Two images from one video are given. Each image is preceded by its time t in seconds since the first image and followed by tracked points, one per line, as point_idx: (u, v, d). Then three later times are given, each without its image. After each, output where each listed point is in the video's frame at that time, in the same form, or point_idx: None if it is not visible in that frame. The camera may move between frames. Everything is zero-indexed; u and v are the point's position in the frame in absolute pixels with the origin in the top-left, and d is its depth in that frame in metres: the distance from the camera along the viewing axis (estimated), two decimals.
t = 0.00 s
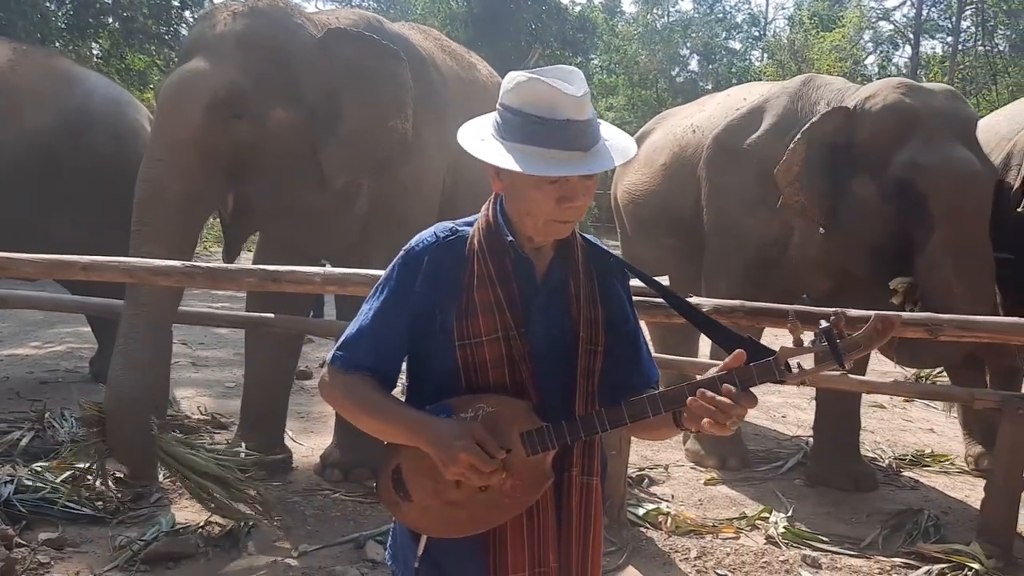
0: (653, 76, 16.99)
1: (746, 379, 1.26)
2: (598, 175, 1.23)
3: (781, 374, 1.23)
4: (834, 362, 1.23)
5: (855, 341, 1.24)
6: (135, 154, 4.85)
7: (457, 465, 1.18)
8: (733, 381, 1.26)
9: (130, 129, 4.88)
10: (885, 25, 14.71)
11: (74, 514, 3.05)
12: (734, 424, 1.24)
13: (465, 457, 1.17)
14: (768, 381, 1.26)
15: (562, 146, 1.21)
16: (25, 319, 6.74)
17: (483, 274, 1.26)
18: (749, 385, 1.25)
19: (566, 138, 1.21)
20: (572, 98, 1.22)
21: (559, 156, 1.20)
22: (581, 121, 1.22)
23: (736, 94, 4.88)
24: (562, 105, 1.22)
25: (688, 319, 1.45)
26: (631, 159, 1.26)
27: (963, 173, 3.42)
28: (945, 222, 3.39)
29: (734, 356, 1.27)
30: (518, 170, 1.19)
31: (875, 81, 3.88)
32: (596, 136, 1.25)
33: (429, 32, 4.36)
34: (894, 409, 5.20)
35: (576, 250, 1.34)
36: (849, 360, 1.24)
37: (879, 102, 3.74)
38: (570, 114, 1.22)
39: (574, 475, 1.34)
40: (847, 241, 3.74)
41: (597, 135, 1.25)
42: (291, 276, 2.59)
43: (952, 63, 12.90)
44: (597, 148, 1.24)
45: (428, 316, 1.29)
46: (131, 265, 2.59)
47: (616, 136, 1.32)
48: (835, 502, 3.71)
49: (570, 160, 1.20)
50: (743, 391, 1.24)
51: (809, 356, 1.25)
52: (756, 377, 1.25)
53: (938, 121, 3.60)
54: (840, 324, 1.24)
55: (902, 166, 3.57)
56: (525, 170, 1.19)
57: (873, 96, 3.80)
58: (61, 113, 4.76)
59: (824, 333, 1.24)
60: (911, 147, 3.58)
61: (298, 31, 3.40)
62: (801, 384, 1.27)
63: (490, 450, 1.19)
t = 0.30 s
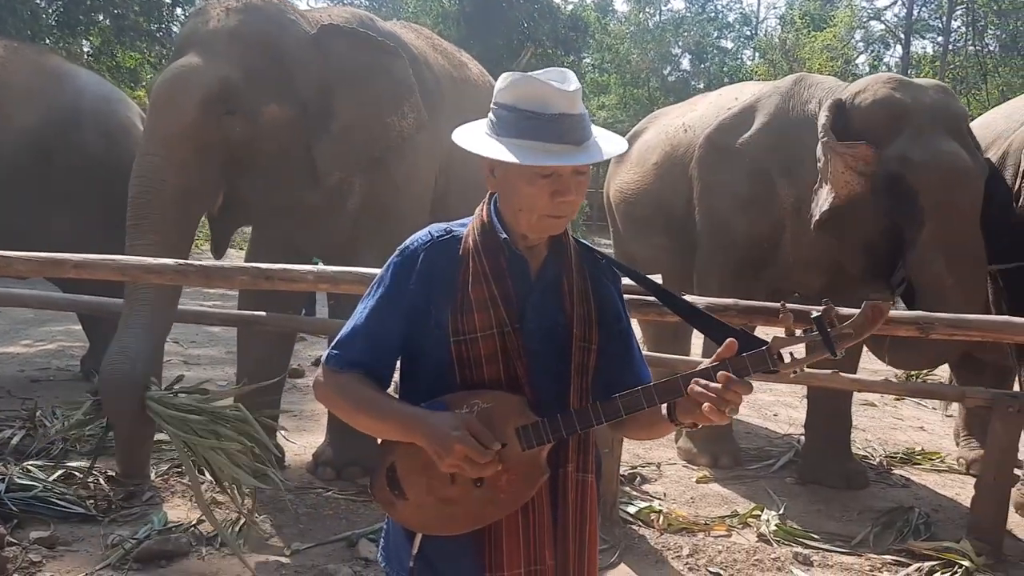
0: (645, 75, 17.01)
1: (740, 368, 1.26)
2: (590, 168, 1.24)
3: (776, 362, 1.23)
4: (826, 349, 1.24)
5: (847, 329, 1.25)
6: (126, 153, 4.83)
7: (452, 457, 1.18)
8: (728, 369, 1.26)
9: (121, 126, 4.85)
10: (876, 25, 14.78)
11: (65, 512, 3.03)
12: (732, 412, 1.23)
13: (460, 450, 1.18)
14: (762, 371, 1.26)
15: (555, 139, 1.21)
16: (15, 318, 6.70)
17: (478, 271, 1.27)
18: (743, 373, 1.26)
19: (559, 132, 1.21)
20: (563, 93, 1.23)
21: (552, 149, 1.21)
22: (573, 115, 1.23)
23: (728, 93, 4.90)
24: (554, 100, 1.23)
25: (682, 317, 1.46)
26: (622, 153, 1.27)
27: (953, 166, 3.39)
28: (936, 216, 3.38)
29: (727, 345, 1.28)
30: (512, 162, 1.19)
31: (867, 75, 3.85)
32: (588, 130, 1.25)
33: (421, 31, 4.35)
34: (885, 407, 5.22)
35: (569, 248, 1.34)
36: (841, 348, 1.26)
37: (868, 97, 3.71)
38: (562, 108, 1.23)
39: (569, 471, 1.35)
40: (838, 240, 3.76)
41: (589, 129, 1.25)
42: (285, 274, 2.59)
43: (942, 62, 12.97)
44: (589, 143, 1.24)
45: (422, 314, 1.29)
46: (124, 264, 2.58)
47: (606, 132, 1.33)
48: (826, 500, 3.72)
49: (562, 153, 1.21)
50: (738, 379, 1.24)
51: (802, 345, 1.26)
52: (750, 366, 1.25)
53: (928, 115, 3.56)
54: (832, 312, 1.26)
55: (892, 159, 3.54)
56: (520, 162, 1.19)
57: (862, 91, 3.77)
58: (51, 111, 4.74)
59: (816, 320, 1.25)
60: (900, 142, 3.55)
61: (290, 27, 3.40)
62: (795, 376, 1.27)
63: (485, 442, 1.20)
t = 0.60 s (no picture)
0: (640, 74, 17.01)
1: (738, 367, 1.27)
2: (591, 165, 1.24)
3: (774, 362, 1.24)
4: (824, 349, 1.24)
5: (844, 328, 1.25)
6: (120, 150, 4.83)
7: (451, 453, 1.18)
8: (725, 368, 1.27)
9: (116, 124, 4.84)
10: (870, 25, 14.81)
11: (60, 510, 3.02)
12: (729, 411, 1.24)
13: (460, 445, 1.18)
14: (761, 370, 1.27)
15: (558, 136, 1.21)
16: (8, 316, 6.67)
17: (478, 266, 1.27)
18: (740, 372, 1.26)
19: (562, 129, 1.21)
20: (565, 89, 1.22)
21: (555, 146, 1.21)
22: (576, 112, 1.23)
23: (724, 92, 4.91)
24: (556, 96, 1.22)
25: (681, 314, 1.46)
26: (623, 150, 1.27)
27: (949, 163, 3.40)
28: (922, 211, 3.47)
29: (724, 345, 1.28)
30: (516, 158, 1.19)
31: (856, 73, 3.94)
32: (590, 126, 1.25)
33: (413, 28, 4.33)
34: (879, 405, 5.24)
35: (570, 244, 1.34)
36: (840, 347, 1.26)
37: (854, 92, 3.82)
38: (566, 105, 1.23)
39: (567, 466, 1.35)
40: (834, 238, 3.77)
41: (591, 126, 1.25)
42: (281, 271, 2.58)
43: (936, 61, 13.00)
44: (592, 140, 1.24)
45: (423, 309, 1.29)
46: (120, 261, 2.57)
47: (608, 129, 1.33)
48: (821, 497, 3.73)
49: (565, 150, 1.21)
50: (735, 378, 1.25)
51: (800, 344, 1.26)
52: (747, 365, 1.25)
53: (914, 111, 3.64)
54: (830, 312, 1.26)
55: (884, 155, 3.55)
56: (523, 158, 1.19)
57: (851, 87, 3.87)
58: (47, 108, 4.73)
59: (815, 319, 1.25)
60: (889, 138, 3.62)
61: (286, 24, 3.39)
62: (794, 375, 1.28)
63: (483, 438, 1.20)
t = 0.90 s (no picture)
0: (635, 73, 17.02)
1: (737, 368, 1.27)
2: (594, 164, 1.24)
3: (773, 363, 1.25)
4: (824, 352, 1.25)
5: (844, 330, 1.27)
6: (116, 147, 4.84)
7: (451, 450, 1.19)
8: (725, 369, 1.27)
9: (112, 121, 4.86)
10: (865, 24, 14.84)
11: (56, 507, 3.01)
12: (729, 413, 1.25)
13: (459, 442, 1.18)
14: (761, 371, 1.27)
15: (560, 134, 1.21)
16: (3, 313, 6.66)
17: (479, 262, 1.27)
18: (740, 374, 1.26)
19: (563, 128, 1.22)
20: (566, 88, 1.22)
21: (558, 144, 1.21)
22: (578, 110, 1.23)
23: (720, 91, 4.92)
24: (557, 95, 1.23)
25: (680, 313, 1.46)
26: (625, 147, 1.27)
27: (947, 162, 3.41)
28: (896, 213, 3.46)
29: (725, 346, 1.28)
30: (518, 157, 1.20)
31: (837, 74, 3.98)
32: (592, 124, 1.25)
33: (404, 25, 4.33)
34: (875, 403, 5.25)
35: (571, 241, 1.35)
36: (839, 350, 1.27)
37: (832, 96, 3.84)
38: (567, 103, 1.23)
39: (566, 462, 1.36)
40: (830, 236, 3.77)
41: (593, 124, 1.26)
42: (278, 268, 2.57)
43: (932, 60, 13.01)
44: (594, 138, 1.25)
45: (425, 306, 1.30)
46: (116, 258, 2.57)
47: (610, 127, 1.33)
48: (816, 495, 3.75)
49: (567, 149, 1.21)
50: (735, 380, 1.26)
51: (800, 346, 1.26)
52: (747, 367, 1.26)
53: (892, 111, 3.63)
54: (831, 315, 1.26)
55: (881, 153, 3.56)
56: (525, 156, 1.20)
57: (830, 91, 3.89)
58: (43, 104, 4.73)
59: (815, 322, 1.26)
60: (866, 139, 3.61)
61: (282, 22, 3.38)
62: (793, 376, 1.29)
63: (484, 436, 1.20)
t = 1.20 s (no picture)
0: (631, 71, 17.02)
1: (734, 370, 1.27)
2: (594, 164, 1.24)
3: (770, 365, 1.24)
4: (821, 354, 1.24)
5: (841, 333, 1.27)
6: (112, 145, 4.81)
7: (448, 452, 1.18)
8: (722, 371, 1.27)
9: (107, 119, 4.83)
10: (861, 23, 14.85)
11: (51, 507, 3.00)
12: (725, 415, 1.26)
13: (457, 445, 1.18)
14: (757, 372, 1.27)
15: (560, 135, 1.21)
16: None
17: (478, 261, 1.27)
18: (738, 375, 1.26)
19: (563, 129, 1.22)
20: (566, 88, 1.22)
21: (558, 145, 1.21)
22: (579, 111, 1.23)
23: (716, 91, 4.92)
24: (557, 95, 1.22)
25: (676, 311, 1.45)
26: (625, 148, 1.27)
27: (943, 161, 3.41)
28: (868, 211, 3.44)
29: (722, 347, 1.28)
30: (518, 157, 1.20)
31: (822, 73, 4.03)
32: (592, 124, 1.25)
33: (394, 26, 4.30)
34: (870, 402, 5.27)
35: (570, 241, 1.35)
36: (836, 352, 1.26)
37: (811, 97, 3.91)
38: (567, 104, 1.23)
39: (564, 462, 1.36)
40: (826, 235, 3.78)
41: (593, 125, 1.25)
42: (274, 267, 2.56)
43: (926, 59, 13.02)
44: (594, 138, 1.24)
45: (424, 305, 1.30)
46: (112, 256, 2.56)
47: (611, 127, 1.33)
48: (811, 493, 3.75)
49: (567, 149, 1.21)
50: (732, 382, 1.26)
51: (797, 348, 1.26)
52: (743, 368, 1.25)
53: (872, 110, 3.69)
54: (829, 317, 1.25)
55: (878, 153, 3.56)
56: (525, 157, 1.20)
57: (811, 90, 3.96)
58: (37, 102, 4.71)
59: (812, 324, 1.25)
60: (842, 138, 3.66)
61: (275, 30, 3.36)
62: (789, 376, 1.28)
63: (481, 437, 1.20)
